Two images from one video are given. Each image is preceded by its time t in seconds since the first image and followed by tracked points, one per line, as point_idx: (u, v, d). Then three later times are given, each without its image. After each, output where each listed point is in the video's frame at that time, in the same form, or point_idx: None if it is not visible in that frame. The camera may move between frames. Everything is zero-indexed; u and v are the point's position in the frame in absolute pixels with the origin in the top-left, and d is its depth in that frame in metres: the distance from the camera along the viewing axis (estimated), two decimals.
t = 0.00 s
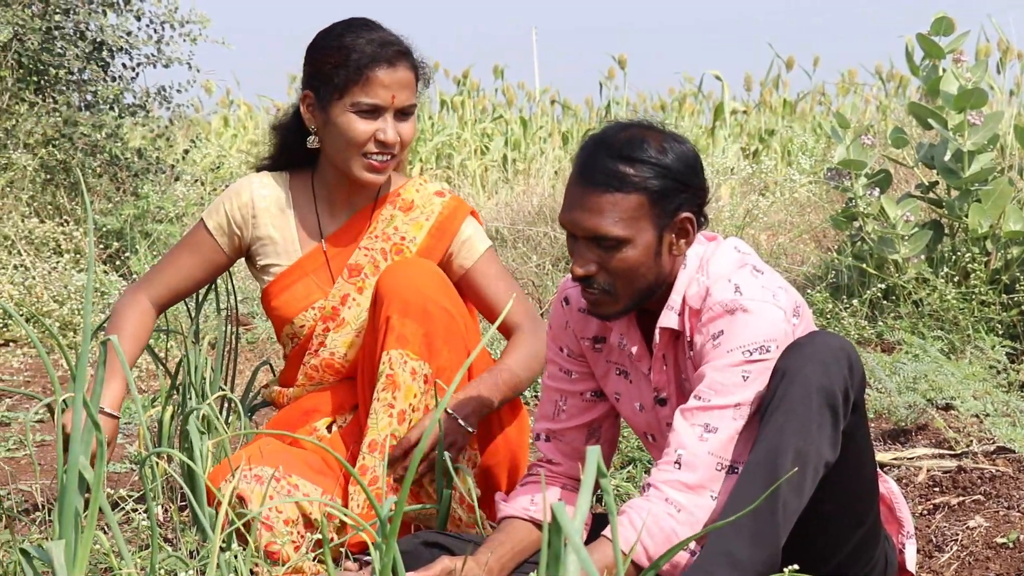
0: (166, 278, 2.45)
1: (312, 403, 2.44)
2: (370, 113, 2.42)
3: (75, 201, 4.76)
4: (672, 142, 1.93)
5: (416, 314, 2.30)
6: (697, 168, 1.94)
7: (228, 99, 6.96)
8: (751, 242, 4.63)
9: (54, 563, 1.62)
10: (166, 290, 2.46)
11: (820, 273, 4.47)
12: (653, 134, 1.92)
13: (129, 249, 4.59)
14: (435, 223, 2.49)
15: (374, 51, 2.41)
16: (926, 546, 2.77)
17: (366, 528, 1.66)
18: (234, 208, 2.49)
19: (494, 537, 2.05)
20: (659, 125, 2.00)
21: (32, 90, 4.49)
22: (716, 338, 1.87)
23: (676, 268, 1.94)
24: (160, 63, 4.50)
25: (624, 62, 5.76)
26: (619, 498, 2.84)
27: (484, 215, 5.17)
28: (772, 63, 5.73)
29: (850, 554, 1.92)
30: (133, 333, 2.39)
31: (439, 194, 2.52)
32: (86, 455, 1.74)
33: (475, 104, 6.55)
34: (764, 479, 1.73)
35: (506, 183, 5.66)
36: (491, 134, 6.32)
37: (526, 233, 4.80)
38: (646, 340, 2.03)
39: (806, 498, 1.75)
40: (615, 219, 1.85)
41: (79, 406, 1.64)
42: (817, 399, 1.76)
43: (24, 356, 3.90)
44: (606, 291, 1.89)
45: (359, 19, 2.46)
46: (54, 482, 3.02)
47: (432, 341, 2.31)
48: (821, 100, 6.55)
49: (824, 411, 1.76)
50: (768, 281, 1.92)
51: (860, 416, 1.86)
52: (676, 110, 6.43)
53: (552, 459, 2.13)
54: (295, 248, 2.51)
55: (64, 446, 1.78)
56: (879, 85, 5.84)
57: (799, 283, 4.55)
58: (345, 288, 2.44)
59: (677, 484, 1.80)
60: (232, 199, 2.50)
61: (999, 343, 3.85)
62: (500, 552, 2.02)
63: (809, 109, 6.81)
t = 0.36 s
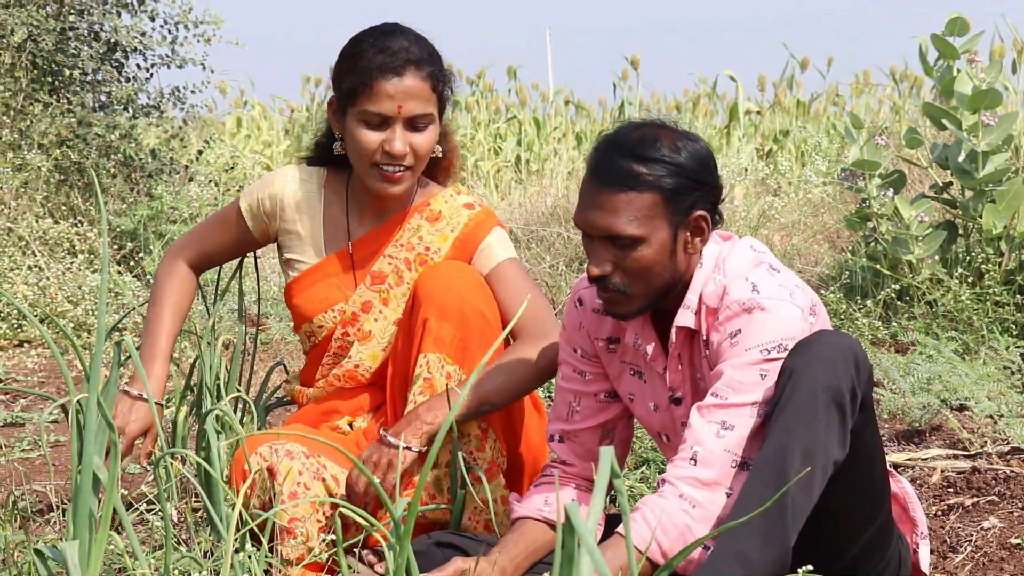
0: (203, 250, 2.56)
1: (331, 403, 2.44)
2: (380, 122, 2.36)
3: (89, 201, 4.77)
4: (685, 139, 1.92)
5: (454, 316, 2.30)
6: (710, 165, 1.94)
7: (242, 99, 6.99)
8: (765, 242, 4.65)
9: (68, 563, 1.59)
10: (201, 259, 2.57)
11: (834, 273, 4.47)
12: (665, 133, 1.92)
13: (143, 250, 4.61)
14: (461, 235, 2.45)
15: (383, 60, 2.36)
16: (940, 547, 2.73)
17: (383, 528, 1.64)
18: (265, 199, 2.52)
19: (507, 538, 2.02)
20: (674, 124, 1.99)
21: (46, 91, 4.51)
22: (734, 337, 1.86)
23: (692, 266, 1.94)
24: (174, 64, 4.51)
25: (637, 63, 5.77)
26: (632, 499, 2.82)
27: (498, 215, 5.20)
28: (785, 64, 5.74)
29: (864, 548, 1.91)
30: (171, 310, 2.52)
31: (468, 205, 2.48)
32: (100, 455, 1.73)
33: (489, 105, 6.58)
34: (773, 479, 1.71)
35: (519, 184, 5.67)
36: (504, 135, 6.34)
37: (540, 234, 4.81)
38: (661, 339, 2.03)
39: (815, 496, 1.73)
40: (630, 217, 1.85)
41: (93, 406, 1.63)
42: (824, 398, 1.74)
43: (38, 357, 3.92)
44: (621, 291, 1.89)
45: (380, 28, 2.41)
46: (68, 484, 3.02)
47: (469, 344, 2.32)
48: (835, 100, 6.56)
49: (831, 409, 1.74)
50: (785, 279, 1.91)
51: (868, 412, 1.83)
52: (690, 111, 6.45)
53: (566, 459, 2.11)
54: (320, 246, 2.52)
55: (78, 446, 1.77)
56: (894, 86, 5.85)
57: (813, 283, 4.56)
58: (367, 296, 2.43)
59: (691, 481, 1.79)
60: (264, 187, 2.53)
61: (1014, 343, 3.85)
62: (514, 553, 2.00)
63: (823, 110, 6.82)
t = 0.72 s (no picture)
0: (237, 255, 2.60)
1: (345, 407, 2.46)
2: (368, 169, 2.25)
3: (97, 201, 4.77)
4: (687, 145, 1.91)
5: (452, 346, 2.27)
6: (712, 173, 1.92)
7: (250, 100, 7.01)
8: (773, 243, 4.67)
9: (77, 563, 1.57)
10: (235, 265, 2.61)
11: (842, 274, 4.47)
12: (668, 137, 1.90)
13: (151, 250, 4.62)
14: (476, 261, 2.37)
15: (375, 104, 2.23)
16: (948, 547, 2.73)
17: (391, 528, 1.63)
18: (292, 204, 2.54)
19: (514, 539, 2.01)
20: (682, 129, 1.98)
21: (54, 91, 4.53)
22: (736, 340, 1.86)
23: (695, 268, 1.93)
24: (182, 64, 4.52)
25: (644, 63, 5.77)
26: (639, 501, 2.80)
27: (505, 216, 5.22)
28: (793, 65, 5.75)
29: (870, 549, 1.91)
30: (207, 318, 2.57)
31: (491, 232, 2.39)
32: (107, 455, 1.73)
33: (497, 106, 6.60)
34: (780, 479, 1.71)
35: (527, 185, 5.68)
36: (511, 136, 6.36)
37: (547, 234, 4.82)
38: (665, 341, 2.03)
39: (823, 496, 1.73)
40: (625, 220, 1.85)
41: (101, 405, 1.62)
42: (832, 398, 1.73)
43: (46, 357, 3.93)
44: (615, 291, 1.89)
45: (377, 69, 2.29)
46: (76, 484, 3.01)
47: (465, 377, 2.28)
48: (843, 101, 6.57)
49: (839, 409, 1.73)
50: (789, 282, 1.90)
51: (875, 411, 1.82)
52: (697, 111, 6.47)
53: (573, 461, 2.09)
54: (344, 253, 2.53)
55: (85, 446, 1.77)
56: (902, 86, 5.86)
57: (821, 283, 4.57)
58: (382, 310, 2.41)
59: (687, 480, 1.79)
60: (291, 190, 2.55)
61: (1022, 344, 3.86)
62: (520, 554, 1.97)
63: (831, 111, 6.83)
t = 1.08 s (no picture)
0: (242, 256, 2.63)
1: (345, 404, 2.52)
2: (330, 183, 2.26)
3: (98, 201, 4.77)
4: (705, 136, 1.91)
5: (398, 348, 2.30)
6: (730, 164, 1.92)
7: (251, 100, 7.02)
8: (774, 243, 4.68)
9: (76, 563, 1.56)
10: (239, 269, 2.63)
11: (843, 274, 4.48)
12: (687, 127, 1.91)
13: (152, 251, 4.62)
14: (437, 269, 2.33)
15: (327, 125, 2.22)
16: (948, 547, 2.73)
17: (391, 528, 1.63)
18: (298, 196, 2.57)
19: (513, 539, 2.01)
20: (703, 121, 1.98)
21: (55, 91, 4.54)
22: (765, 343, 1.84)
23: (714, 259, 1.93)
24: (183, 64, 4.52)
25: (645, 63, 5.76)
26: (639, 501, 2.79)
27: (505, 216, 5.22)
28: (794, 65, 5.76)
29: (877, 551, 1.91)
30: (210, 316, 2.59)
31: (457, 242, 2.34)
32: (107, 456, 1.73)
33: (498, 106, 6.61)
34: (788, 480, 1.70)
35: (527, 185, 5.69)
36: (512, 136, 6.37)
37: (547, 235, 4.82)
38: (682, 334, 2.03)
39: (829, 498, 1.73)
40: (638, 205, 1.86)
41: (101, 406, 1.62)
42: (842, 400, 1.73)
43: (47, 358, 3.93)
44: (629, 278, 1.90)
45: (337, 88, 2.27)
46: (76, 485, 3.01)
47: (412, 379, 2.29)
48: (844, 101, 6.59)
49: (849, 412, 1.74)
50: (810, 280, 1.89)
51: (884, 417, 1.83)
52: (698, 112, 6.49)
53: (579, 455, 2.10)
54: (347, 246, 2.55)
55: (85, 447, 1.76)
56: (902, 87, 5.87)
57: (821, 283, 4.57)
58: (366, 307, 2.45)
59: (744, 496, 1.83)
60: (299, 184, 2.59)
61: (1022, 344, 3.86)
62: (519, 555, 1.98)
63: (831, 111, 6.85)
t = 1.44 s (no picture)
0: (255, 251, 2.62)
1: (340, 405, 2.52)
2: (358, 145, 2.33)
3: (97, 202, 4.77)
4: (767, 117, 1.91)
5: (410, 328, 2.29)
6: (790, 150, 1.92)
7: (251, 100, 7.03)
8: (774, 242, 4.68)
9: (76, 563, 1.56)
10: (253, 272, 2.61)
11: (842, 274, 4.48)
12: (752, 105, 1.91)
13: (152, 251, 4.62)
14: (461, 239, 2.39)
15: (356, 82, 2.31)
16: (948, 547, 2.72)
17: (391, 528, 1.63)
18: (320, 186, 2.62)
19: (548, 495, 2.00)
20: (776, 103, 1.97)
21: (55, 92, 4.54)
22: (822, 336, 1.88)
23: (768, 242, 1.95)
24: (183, 64, 4.51)
25: (646, 63, 5.78)
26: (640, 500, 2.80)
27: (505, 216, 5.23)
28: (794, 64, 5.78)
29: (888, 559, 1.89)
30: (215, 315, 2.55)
31: (478, 212, 2.41)
32: (108, 456, 1.73)
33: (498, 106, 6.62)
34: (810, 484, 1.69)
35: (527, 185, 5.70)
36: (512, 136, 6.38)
37: (548, 235, 4.83)
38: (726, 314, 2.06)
39: (850, 506, 1.72)
40: (687, 173, 1.88)
41: (101, 407, 1.62)
42: (869, 411, 1.74)
43: (47, 358, 3.93)
44: (673, 244, 1.92)
45: (374, 49, 2.34)
46: (76, 485, 3.02)
47: (427, 351, 2.29)
48: (844, 101, 6.60)
49: (875, 423, 1.74)
50: (866, 281, 1.94)
51: (907, 433, 1.85)
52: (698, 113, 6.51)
53: (619, 431, 2.18)
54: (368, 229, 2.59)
55: (85, 447, 1.76)
56: (902, 87, 5.89)
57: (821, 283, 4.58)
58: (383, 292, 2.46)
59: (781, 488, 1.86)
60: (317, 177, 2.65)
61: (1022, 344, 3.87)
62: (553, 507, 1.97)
63: (831, 111, 6.86)
